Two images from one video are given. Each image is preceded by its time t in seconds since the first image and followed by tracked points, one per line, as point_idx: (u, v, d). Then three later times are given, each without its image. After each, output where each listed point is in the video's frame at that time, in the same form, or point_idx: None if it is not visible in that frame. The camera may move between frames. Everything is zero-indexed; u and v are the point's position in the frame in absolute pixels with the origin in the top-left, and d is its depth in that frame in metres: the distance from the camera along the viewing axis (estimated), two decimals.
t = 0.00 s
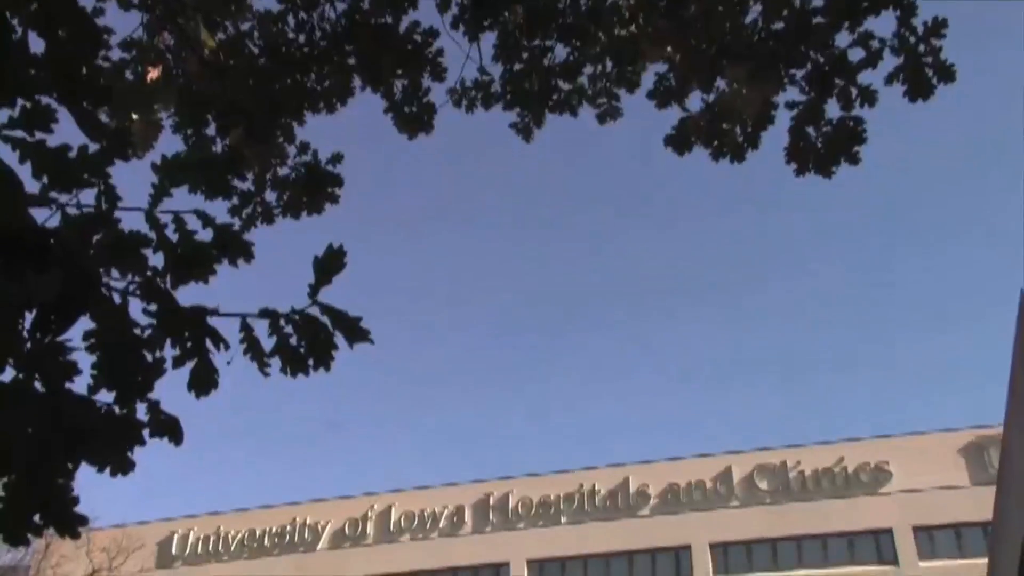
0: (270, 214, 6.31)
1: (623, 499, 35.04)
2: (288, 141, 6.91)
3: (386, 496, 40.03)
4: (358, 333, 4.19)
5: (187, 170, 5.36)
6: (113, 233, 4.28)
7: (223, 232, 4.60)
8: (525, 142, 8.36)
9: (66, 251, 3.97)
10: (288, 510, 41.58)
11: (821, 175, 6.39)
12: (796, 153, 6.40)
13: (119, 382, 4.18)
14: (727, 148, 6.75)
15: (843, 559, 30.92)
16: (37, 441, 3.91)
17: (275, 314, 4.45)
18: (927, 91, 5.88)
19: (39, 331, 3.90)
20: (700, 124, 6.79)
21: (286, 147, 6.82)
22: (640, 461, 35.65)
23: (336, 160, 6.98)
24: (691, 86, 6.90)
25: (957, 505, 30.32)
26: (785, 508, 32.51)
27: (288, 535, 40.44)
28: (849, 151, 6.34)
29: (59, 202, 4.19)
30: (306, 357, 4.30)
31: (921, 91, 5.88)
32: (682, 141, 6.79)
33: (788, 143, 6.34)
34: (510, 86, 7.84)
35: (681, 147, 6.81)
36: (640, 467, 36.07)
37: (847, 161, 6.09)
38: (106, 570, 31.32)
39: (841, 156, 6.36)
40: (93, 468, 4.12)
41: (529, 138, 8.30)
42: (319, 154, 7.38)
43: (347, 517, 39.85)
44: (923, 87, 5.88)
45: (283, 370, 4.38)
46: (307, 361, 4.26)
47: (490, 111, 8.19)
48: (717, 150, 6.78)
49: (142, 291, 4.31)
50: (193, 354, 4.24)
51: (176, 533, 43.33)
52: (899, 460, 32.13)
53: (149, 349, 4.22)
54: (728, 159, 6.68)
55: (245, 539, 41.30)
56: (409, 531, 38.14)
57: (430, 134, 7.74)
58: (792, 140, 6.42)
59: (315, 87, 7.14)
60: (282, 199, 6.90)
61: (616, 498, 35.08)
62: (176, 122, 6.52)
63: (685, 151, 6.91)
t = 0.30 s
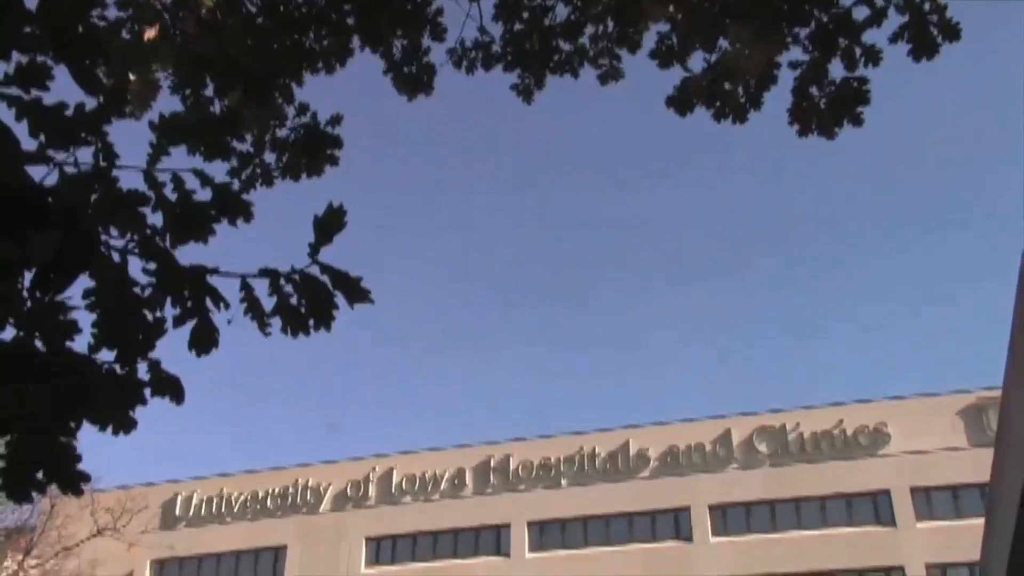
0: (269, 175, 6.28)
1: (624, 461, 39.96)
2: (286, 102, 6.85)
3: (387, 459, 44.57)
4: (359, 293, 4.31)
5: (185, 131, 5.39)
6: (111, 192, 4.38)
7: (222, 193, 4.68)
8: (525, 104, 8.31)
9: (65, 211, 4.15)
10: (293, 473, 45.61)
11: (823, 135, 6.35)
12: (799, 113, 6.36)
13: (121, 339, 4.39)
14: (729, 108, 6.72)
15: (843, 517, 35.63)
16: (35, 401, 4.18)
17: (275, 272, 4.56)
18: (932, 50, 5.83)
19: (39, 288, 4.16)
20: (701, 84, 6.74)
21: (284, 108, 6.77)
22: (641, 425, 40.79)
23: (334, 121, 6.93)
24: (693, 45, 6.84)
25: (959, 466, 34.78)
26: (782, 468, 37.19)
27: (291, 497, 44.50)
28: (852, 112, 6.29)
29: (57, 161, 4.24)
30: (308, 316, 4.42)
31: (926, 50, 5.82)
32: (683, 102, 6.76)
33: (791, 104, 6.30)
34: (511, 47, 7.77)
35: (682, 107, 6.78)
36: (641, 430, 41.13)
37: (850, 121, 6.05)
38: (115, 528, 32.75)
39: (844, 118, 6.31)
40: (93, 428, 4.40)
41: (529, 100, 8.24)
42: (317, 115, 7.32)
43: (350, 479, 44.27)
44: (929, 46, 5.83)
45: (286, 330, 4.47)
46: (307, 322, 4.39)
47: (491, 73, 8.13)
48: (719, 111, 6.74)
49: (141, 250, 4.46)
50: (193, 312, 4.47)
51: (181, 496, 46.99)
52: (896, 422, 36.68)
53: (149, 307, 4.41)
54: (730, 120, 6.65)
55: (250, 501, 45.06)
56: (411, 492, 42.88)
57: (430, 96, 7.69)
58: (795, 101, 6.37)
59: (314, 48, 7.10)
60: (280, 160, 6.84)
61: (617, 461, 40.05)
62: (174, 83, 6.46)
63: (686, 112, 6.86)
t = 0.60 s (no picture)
0: (268, 133, 6.24)
1: (623, 422, 41.11)
2: (285, 59, 6.78)
3: (387, 420, 45.00)
4: (356, 248, 4.39)
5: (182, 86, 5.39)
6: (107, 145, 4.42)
7: (219, 147, 4.74)
8: (526, 61, 8.23)
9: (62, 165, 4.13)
10: (294, 433, 46.05)
11: (825, 94, 6.31)
12: (801, 71, 6.30)
13: (121, 295, 4.40)
14: (731, 67, 6.67)
15: (842, 478, 37.43)
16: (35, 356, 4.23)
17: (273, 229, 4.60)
18: (938, 7, 5.77)
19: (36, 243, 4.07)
20: (703, 41, 6.67)
21: (282, 65, 6.70)
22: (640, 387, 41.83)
23: (333, 79, 6.87)
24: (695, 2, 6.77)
25: (954, 425, 36.87)
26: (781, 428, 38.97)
27: (293, 457, 45.01)
28: (855, 70, 6.25)
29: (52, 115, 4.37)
30: (306, 272, 4.49)
31: (931, 7, 5.77)
32: (684, 60, 6.70)
33: (793, 62, 6.24)
34: (511, 3, 7.68)
35: (683, 65, 6.72)
36: (638, 391, 42.14)
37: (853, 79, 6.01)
38: (116, 486, 33.24)
39: (847, 76, 6.27)
40: (94, 384, 4.46)
41: (530, 58, 8.17)
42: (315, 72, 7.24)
43: (351, 439, 44.82)
44: (935, 3, 5.77)
45: (285, 285, 4.54)
46: (306, 277, 4.46)
47: (491, 29, 8.05)
48: (721, 68, 6.68)
49: (138, 204, 4.51)
50: (194, 269, 4.52)
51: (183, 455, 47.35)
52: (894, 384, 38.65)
53: (148, 263, 4.44)
54: (732, 77, 6.59)
55: (251, 460, 45.58)
56: (411, 452, 43.41)
57: (430, 53, 7.60)
58: (797, 59, 6.31)
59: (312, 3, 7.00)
60: (279, 118, 6.78)
61: (616, 421, 41.13)
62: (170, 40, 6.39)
63: (687, 69, 6.81)
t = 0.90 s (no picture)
0: (266, 92, 6.18)
1: (623, 385, 41.31)
2: (282, 17, 6.68)
3: (388, 382, 45.15)
4: (355, 208, 4.41)
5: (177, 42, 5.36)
6: (103, 101, 4.44)
7: (216, 106, 4.73)
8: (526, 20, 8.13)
9: (59, 121, 4.13)
10: (295, 396, 46.27)
11: (828, 53, 6.25)
12: (804, 30, 6.24)
13: (120, 255, 4.41)
14: (733, 26, 6.57)
15: (840, 440, 37.67)
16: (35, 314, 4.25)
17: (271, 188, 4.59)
18: None
19: (34, 201, 4.08)
20: None
21: (279, 24, 6.61)
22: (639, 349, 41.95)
23: (331, 38, 6.79)
24: None
25: (952, 387, 37.04)
26: (780, 390, 39.18)
27: (294, 419, 45.26)
28: (858, 29, 6.18)
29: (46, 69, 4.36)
30: (306, 232, 4.52)
31: None
32: (686, 19, 6.63)
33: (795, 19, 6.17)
34: None
35: (685, 24, 6.65)
36: (638, 353, 42.28)
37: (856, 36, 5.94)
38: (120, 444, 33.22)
39: (849, 35, 6.20)
40: (94, 342, 4.48)
41: (530, 16, 8.07)
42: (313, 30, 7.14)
43: (351, 401, 45.07)
44: None
45: (285, 245, 4.56)
46: (306, 237, 4.49)
47: None
48: (724, 27, 6.60)
49: (135, 161, 4.49)
50: (193, 228, 4.54)
51: (184, 416, 47.63)
52: (894, 346, 38.77)
53: (147, 221, 4.44)
54: (735, 36, 6.50)
55: (253, 422, 45.84)
56: (412, 414, 43.68)
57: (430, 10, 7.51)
58: (800, 18, 6.24)
59: None
60: (275, 78, 6.68)
61: (616, 384, 41.33)
62: None
63: (689, 28, 6.73)
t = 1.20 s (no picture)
0: (264, 52, 6.12)
1: (623, 348, 41.44)
2: None
3: (388, 345, 45.29)
4: (355, 166, 4.40)
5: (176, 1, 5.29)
6: (100, 57, 4.40)
7: (214, 63, 4.69)
8: None
9: (56, 77, 4.10)
10: (297, 359, 46.45)
11: (832, 12, 6.18)
12: None
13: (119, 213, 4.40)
14: None
15: (840, 403, 37.87)
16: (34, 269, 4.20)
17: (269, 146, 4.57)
18: None
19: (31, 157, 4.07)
20: None
21: None
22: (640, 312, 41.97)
23: None
24: None
25: (952, 350, 37.15)
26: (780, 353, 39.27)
27: (296, 382, 45.46)
28: None
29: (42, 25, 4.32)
30: (306, 190, 4.50)
31: None
32: None
33: None
34: None
35: None
36: (638, 316, 42.36)
37: None
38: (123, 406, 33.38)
39: None
40: (94, 301, 4.46)
41: None
42: None
43: (352, 364, 45.25)
44: None
45: (284, 203, 4.55)
46: (305, 195, 4.47)
47: None
48: None
49: (132, 117, 4.46)
50: (193, 184, 4.56)
51: (187, 379, 47.86)
52: (895, 309, 38.80)
53: (145, 179, 4.43)
54: None
55: (255, 385, 46.05)
56: (413, 377, 43.90)
57: None
58: None
59: None
60: (274, 38, 6.60)
61: (616, 347, 41.45)
62: None
63: None
